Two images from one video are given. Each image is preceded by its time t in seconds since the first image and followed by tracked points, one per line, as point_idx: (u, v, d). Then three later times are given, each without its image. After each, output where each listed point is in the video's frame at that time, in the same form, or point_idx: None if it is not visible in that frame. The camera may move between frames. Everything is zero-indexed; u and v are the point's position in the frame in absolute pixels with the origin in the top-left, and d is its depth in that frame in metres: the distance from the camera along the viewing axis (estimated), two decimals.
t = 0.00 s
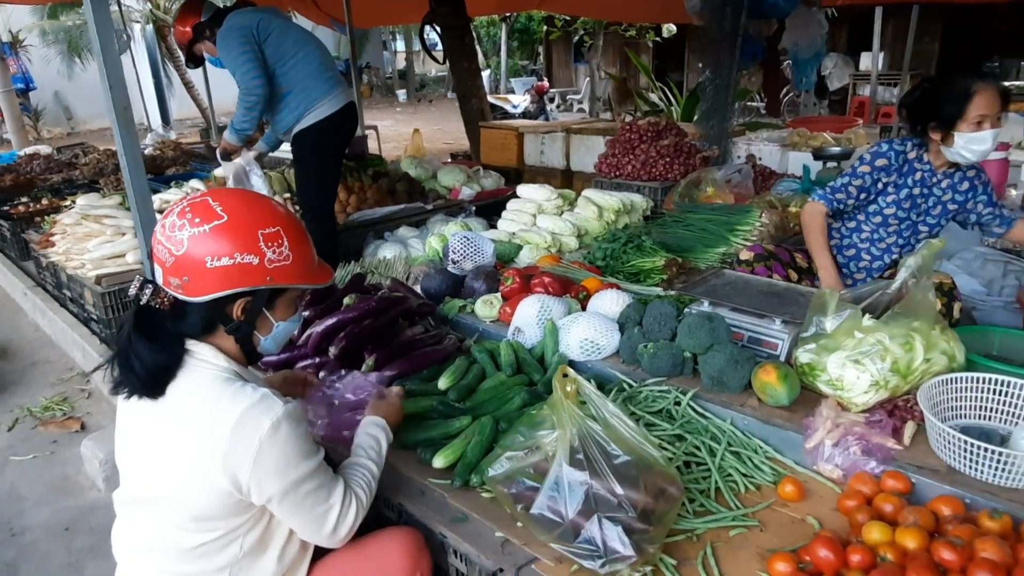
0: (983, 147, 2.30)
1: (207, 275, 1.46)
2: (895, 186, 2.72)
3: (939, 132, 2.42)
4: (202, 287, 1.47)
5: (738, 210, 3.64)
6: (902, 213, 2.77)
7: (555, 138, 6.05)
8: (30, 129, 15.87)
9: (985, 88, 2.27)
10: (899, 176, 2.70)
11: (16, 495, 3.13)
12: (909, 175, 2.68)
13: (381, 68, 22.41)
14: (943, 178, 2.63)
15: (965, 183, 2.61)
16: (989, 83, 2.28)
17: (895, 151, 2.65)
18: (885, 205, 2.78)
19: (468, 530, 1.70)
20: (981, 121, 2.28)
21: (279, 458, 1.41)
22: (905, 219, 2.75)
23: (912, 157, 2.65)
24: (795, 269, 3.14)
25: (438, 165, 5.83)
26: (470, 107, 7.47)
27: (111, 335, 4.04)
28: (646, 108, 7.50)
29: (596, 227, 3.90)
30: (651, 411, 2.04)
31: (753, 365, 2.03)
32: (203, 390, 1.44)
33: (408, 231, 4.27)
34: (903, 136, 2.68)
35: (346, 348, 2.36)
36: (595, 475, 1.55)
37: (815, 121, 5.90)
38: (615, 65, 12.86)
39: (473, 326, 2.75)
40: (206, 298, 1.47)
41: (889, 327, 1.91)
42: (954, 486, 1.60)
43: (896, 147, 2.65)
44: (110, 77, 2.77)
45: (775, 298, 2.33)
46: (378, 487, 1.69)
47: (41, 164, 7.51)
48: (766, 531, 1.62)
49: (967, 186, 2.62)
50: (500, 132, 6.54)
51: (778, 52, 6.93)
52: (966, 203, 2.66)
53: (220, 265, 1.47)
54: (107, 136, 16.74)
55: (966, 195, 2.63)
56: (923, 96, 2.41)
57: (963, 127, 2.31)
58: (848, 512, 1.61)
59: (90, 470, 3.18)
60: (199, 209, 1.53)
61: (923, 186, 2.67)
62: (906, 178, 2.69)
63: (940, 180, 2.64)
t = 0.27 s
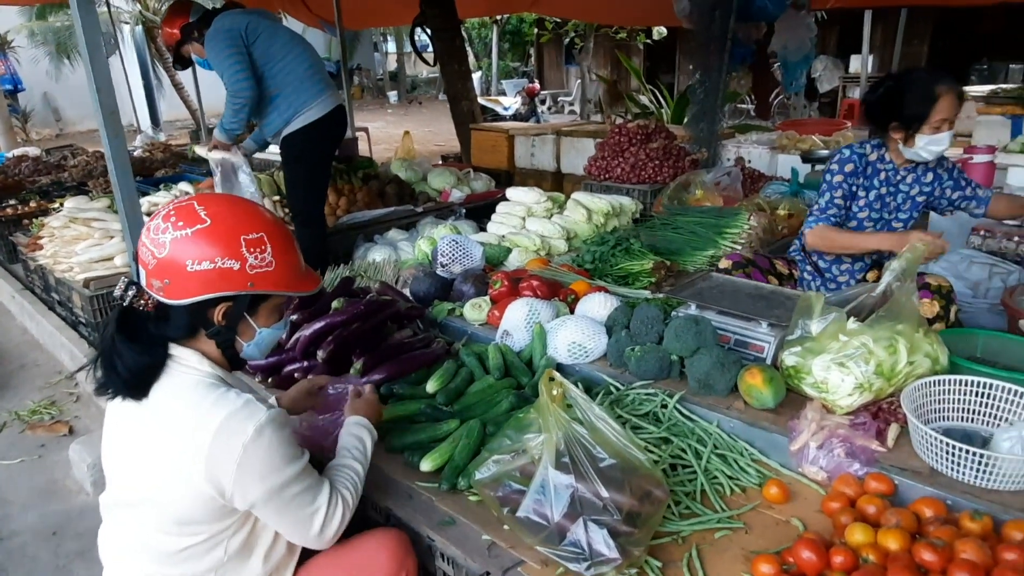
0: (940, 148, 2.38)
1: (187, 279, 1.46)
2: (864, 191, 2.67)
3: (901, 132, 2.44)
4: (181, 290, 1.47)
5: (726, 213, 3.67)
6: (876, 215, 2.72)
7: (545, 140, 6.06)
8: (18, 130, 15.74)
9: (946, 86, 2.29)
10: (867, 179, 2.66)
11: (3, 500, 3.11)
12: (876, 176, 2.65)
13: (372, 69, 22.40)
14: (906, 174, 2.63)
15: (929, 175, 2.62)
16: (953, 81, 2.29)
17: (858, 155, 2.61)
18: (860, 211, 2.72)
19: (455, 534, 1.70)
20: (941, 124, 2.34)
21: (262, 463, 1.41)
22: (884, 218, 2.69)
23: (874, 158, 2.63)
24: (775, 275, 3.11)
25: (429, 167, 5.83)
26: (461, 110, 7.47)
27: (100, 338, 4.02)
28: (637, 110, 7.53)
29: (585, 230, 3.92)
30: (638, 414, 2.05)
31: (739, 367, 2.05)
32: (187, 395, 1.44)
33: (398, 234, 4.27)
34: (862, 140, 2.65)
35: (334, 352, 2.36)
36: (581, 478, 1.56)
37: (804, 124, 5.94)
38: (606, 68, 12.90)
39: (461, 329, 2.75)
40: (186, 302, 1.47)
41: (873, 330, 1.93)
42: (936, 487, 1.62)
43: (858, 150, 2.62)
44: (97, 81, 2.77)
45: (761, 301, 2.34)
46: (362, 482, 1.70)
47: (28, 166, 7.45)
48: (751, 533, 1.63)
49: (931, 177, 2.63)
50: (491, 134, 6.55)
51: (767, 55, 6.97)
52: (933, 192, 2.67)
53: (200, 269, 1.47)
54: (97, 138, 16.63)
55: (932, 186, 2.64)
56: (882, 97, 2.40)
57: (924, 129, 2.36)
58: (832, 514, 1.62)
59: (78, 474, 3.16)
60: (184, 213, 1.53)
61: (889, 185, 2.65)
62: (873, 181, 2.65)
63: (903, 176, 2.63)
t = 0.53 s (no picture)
0: (885, 148, 2.43)
1: (177, 278, 1.46)
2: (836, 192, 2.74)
3: (850, 131, 2.52)
4: (171, 290, 1.47)
5: (717, 214, 3.69)
6: (854, 216, 2.76)
7: (537, 141, 6.07)
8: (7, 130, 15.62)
9: (891, 88, 2.35)
10: (840, 181, 2.72)
11: None
12: (848, 178, 2.71)
13: (364, 70, 22.38)
14: (877, 174, 2.68)
15: (899, 172, 2.68)
16: (899, 84, 2.35)
17: (828, 157, 2.68)
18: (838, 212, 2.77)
19: (447, 534, 1.70)
20: (882, 125, 2.40)
21: (247, 467, 1.40)
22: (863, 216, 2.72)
23: (844, 160, 2.69)
24: (760, 273, 3.08)
25: (421, 168, 5.83)
26: (453, 111, 7.47)
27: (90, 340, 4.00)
28: (628, 112, 7.56)
29: (577, 232, 3.94)
30: (629, 414, 2.06)
31: (729, 368, 2.06)
32: (176, 396, 1.45)
33: (390, 235, 4.27)
34: (833, 143, 2.71)
35: (326, 354, 2.35)
36: (573, 478, 1.57)
37: (794, 125, 5.98)
38: (598, 69, 12.93)
39: (453, 331, 2.76)
40: (176, 301, 1.47)
41: (862, 330, 1.94)
42: (924, 486, 1.63)
43: (828, 153, 2.69)
44: (87, 81, 2.76)
45: (751, 302, 2.36)
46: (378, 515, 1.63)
47: (17, 167, 7.39)
48: (741, 532, 1.65)
49: (902, 174, 2.68)
50: (483, 135, 6.56)
51: (757, 56, 7.00)
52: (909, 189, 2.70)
53: (190, 269, 1.46)
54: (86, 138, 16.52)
55: (905, 184, 2.69)
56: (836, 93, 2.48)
57: (865, 129, 2.44)
58: (821, 512, 1.64)
59: (69, 477, 3.15)
60: (177, 213, 1.53)
61: (861, 186, 2.71)
62: (843, 182, 2.72)
63: (873, 176, 2.69)
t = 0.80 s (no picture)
0: (835, 151, 2.48)
1: (176, 280, 1.46)
2: (805, 194, 2.76)
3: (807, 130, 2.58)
4: (170, 292, 1.47)
5: (710, 215, 3.70)
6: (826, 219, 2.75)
7: (530, 143, 6.09)
8: None
9: (842, 92, 2.39)
10: (809, 183, 2.75)
11: None
12: (817, 180, 2.73)
13: (357, 71, 22.36)
14: (847, 177, 2.67)
15: (871, 176, 2.64)
16: (852, 89, 2.38)
17: (796, 159, 2.74)
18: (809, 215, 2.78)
19: (441, 535, 1.71)
20: (833, 128, 2.45)
21: (241, 465, 1.39)
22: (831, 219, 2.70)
23: (813, 163, 2.73)
24: (746, 271, 3.06)
25: (414, 170, 5.83)
26: (446, 112, 7.48)
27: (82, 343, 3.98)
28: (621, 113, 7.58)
29: (570, 233, 3.95)
30: (623, 415, 2.07)
31: (722, 368, 2.07)
32: (166, 398, 1.44)
33: (383, 237, 4.27)
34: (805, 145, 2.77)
35: (320, 355, 2.36)
36: (565, 478, 1.57)
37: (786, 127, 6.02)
38: (591, 71, 12.96)
39: (447, 332, 2.76)
40: (174, 303, 1.47)
41: (852, 331, 1.96)
42: (914, 484, 1.65)
43: (797, 155, 2.75)
44: (79, 84, 2.75)
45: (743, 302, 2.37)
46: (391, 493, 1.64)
47: (8, 169, 7.34)
48: (733, 532, 1.66)
49: (873, 178, 2.64)
50: (477, 137, 6.56)
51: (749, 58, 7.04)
52: (883, 194, 2.65)
53: (190, 271, 1.47)
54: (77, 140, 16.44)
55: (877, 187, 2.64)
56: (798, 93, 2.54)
57: (818, 130, 2.50)
58: (813, 511, 1.65)
59: (61, 480, 3.13)
60: (174, 215, 1.53)
61: (831, 189, 2.72)
62: (811, 184, 2.73)
63: (844, 179, 2.68)
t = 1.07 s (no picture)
0: (794, 151, 2.64)
1: (178, 282, 1.47)
2: (779, 197, 2.92)
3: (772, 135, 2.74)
4: (172, 294, 1.47)
5: (707, 216, 3.71)
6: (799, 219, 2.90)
7: (528, 144, 6.10)
8: None
9: (797, 95, 2.54)
10: (780, 186, 2.91)
11: None
12: (787, 183, 2.88)
13: (354, 72, 22.35)
14: (816, 178, 2.81)
15: (839, 176, 2.77)
16: (806, 91, 2.52)
17: (767, 164, 2.92)
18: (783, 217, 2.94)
19: (440, 535, 1.71)
20: (793, 129, 2.61)
21: (234, 471, 1.40)
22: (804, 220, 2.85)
23: (783, 166, 2.89)
24: (736, 272, 2.98)
25: (411, 171, 5.84)
26: (443, 113, 7.49)
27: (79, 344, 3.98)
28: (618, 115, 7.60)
29: (568, 234, 3.96)
30: (620, 415, 2.08)
31: (718, 369, 2.08)
32: (162, 400, 1.44)
33: (381, 238, 4.27)
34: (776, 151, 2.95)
35: (317, 356, 2.37)
36: (563, 478, 1.58)
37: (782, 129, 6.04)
38: (588, 72, 12.99)
39: (445, 333, 2.77)
40: (177, 305, 1.48)
41: (849, 331, 1.97)
42: (909, 484, 1.66)
43: (768, 160, 2.93)
44: (76, 85, 2.75)
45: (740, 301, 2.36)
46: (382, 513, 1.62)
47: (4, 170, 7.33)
48: (730, 531, 1.67)
49: (842, 177, 2.77)
50: (474, 138, 6.58)
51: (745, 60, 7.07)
52: (853, 192, 2.77)
53: (192, 273, 1.48)
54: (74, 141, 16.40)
55: (845, 185, 2.77)
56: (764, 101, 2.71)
57: (779, 134, 2.67)
58: (809, 511, 1.66)
59: (59, 482, 3.13)
60: (173, 217, 1.54)
61: (802, 190, 2.86)
62: (783, 187, 2.89)
63: (814, 180, 2.82)
